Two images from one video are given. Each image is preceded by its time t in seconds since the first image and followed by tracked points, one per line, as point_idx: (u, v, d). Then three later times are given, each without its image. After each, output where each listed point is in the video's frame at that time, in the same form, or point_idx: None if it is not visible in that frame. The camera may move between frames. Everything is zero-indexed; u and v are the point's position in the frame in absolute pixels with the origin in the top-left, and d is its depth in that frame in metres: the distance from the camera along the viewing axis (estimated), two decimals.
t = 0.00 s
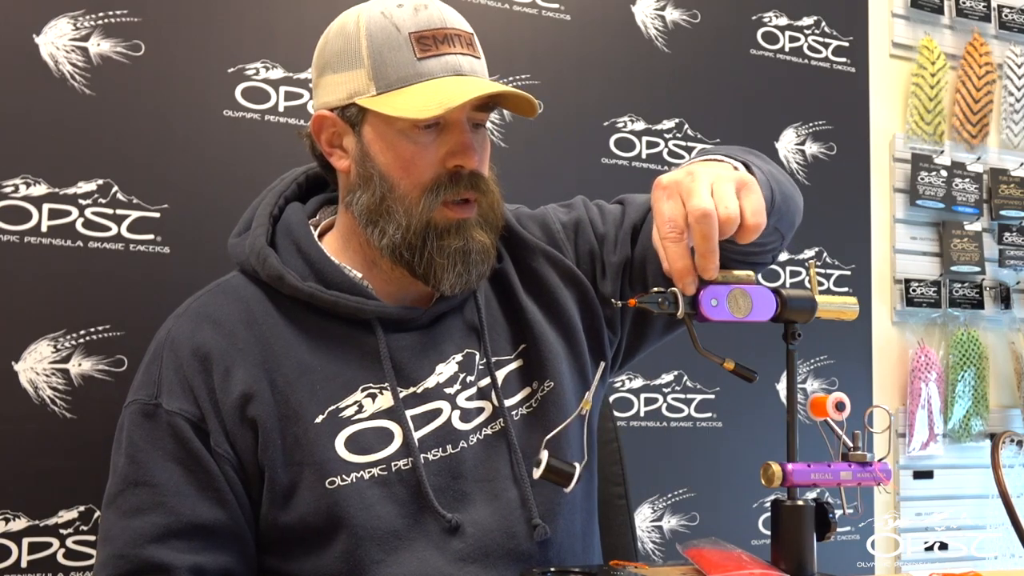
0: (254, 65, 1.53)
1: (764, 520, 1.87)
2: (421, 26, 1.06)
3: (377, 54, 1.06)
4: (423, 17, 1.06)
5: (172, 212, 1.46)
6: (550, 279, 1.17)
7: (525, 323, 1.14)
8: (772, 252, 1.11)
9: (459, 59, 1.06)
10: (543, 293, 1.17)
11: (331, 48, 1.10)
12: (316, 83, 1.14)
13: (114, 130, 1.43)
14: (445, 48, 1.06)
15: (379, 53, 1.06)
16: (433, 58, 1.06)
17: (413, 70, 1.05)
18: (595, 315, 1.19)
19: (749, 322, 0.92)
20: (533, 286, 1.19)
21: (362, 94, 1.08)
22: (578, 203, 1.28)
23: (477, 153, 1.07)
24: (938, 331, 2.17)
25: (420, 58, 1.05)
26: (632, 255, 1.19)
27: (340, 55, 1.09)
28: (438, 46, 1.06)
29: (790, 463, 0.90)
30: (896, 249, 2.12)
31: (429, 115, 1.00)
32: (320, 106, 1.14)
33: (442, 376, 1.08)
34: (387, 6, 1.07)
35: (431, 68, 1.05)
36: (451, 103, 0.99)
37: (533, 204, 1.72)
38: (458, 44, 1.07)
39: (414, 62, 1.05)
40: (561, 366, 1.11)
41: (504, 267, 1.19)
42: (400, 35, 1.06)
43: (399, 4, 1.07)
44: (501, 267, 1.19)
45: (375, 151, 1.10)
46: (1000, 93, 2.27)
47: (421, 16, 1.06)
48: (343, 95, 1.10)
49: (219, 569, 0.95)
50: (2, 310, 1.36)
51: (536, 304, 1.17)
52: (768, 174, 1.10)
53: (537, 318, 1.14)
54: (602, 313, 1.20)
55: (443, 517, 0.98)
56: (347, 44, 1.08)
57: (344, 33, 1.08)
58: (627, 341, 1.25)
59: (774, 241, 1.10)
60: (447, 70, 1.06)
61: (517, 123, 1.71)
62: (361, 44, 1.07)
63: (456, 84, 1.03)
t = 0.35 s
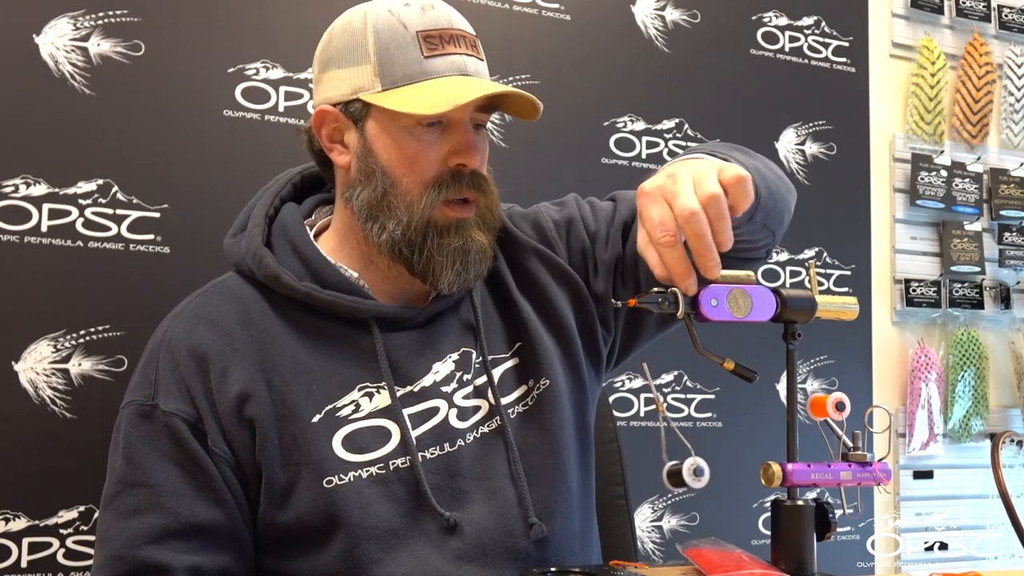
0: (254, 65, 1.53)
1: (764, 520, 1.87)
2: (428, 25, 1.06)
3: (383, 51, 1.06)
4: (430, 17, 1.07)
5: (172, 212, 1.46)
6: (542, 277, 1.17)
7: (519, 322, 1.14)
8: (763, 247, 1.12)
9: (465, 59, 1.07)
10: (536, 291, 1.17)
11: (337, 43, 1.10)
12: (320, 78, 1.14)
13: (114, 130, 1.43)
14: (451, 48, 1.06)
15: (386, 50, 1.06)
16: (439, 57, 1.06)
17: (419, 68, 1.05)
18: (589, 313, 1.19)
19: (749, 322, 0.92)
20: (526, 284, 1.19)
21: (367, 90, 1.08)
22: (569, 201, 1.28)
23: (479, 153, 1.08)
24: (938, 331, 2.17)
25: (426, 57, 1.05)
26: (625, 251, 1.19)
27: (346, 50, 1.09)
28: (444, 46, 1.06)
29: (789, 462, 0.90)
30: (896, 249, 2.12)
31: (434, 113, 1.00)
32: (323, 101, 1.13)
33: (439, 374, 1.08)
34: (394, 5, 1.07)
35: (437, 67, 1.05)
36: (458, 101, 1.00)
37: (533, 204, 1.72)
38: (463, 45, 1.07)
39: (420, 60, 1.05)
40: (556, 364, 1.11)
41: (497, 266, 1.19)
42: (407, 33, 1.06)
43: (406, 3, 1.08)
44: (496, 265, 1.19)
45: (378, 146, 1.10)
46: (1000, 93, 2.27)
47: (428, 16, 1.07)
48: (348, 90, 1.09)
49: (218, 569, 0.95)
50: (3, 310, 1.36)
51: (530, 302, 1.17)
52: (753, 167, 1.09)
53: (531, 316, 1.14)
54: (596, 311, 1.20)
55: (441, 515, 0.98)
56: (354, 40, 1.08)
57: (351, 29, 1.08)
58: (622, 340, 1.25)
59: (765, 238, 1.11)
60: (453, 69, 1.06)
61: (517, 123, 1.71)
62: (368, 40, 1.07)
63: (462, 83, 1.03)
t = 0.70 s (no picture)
0: (254, 65, 1.53)
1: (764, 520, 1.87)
2: (420, 24, 1.06)
3: (375, 51, 1.06)
4: (422, 16, 1.07)
5: (172, 212, 1.46)
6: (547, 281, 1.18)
7: (520, 322, 1.14)
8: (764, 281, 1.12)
9: (457, 58, 1.07)
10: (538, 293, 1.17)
11: (329, 45, 1.10)
12: (313, 80, 1.14)
13: (114, 130, 1.43)
14: (443, 46, 1.06)
15: (378, 50, 1.06)
16: (431, 55, 1.06)
17: (412, 67, 1.05)
18: (589, 318, 1.19)
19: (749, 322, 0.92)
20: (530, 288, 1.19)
21: (361, 90, 1.08)
22: (578, 210, 1.29)
23: (474, 152, 1.08)
24: (938, 331, 2.17)
25: (418, 56, 1.05)
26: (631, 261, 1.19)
27: (339, 52, 1.09)
28: (436, 44, 1.06)
29: (789, 462, 0.90)
30: (896, 249, 2.12)
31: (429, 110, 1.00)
32: (316, 102, 1.13)
33: (435, 374, 1.08)
34: (385, 5, 1.07)
35: (429, 65, 1.05)
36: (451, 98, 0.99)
37: (533, 204, 1.72)
38: (455, 43, 1.08)
39: (413, 59, 1.05)
40: (554, 365, 1.12)
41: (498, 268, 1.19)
42: (399, 33, 1.06)
43: (397, 3, 1.07)
44: (496, 264, 1.19)
45: (373, 145, 1.10)
46: (1000, 93, 2.27)
47: (420, 15, 1.07)
48: (342, 91, 1.10)
49: (214, 569, 0.95)
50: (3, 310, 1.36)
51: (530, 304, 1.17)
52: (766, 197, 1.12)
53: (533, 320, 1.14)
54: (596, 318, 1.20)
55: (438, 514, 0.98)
56: (346, 42, 1.08)
57: (343, 30, 1.08)
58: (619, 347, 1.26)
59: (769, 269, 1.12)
60: (446, 67, 1.06)
61: (517, 123, 1.71)
62: (360, 41, 1.07)
63: (454, 81, 1.03)
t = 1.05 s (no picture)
0: (254, 65, 1.53)
1: (764, 520, 1.87)
2: (421, 20, 1.07)
3: (376, 47, 1.06)
4: (422, 13, 1.07)
5: (172, 212, 1.46)
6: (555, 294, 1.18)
7: (529, 331, 1.14)
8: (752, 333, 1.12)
9: (458, 53, 1.07)
10: (547, 302, 1.18)
11: (330, 43, 1.10)
12: (314, 79, 1.14)
13: (115, 130, 1.43)
14: (443, 42, 1.07)
15: (379, 46, 1.06)
16: (432, 51, 1.06)
17: (412, 63, 1.05)
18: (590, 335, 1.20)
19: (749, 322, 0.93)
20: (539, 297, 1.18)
21: (362, 86, 1.08)
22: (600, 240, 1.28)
23: (475, 146, 1.09)
24: (938, 331, 2.17)
25: (419, 51, 1.05)
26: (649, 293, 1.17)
27: (340, 49, 1.09)
28: (437, 39, 1.07)
29: (789, 462, 0.90)
30: (896, 249, 2.12)
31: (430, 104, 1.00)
32: (318, 100, 1.13)
33: (434, 373, 1.08)
34: (385, 2, 1.07)
35: (430, 60, 1.06)
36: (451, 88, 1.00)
37: (533, 204, 1.72)
38: (456, 39, 1.08)
39: (414, 54, 1.05)
40: (559, 371, 1.12)
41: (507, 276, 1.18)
42: (400, 29, 1.06)
43: None
44: (505, 267, 1.19)
45: (373, 140, 1.10)
46: (1000, 93, 2.27)
47: (421, 12, 1.07)
48: (343, 88, 1.09)
49: (212, 565, 0.95)
50: (3, 310, 1.36)
51: (539, 312, 1.18)
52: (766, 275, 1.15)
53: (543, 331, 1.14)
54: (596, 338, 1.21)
55: (437, 513, 0.98)
56: (347, 38, 1.08)
57: (344, 28, 1.08)
58: (613, 372, 1.27)
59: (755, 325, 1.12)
60: (447, 62, 1.06)
61: (517, 123, 1.71)
62: (361, 38, 1.07)
63: (455, 76, 1.03)
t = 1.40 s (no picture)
0: (254, 65, 1.53)
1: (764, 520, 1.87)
2: (410, 37, 1.09)
3: (367, 64, 1.10)
4: (414, 28, 1.09)
5: (172, 212, 1.46)
6: (580, 344, 1.33)
7: (545, 359, 1.26)
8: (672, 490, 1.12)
9: (442, 69, 1.08)
10: (564, 333, 1.32)
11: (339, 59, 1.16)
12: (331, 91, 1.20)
13: (115, 130, 1.43)
14: (431, 57, 1.08)
15: (368, 63, 1.10)
16: (416, 68, 1.08)
17: (395, 80, 1.08)
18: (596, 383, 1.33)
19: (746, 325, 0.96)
20: (566, 337, 1.32)
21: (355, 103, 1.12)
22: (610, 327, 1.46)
23: (456, 164, 1.09)
24: (938, 331, 2.17)
25: (403, 69, 1.08)
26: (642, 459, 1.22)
27: (343, 65, 1.14)
28: (424, 58, 1.08)
29: (789, 463, 0.91)
30: (896, 249, 2.12)
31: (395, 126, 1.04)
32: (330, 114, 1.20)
33: (440, 381, 1.16)
34: (383, 17, 1.10)
35: (413, 79, 1.08)
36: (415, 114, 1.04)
37: (533, 204, 1.72)
38: (446, 54, 1.09)
39: (397, 72, 1.08)
40: (570, 399, 1.25)
41: (535, 310, 1.31)
42: (389, 45, 1.09)
43: (397, 14, 1.10)
44: (529, 302, 1.31)
45: (363, 155, 1.14)
46: (1000, 93, 2.27)
47: (413, 26, 1.09)
48: (342, 104, 1.14)
49: (168, 542, 1.02)
50: (3, 310, 1.36)
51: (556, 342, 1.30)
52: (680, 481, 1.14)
53: (563, 363, 1.27)
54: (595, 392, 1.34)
55: (428, 519, 1.07)
56: (349, 55, 1.13)
57: (347, 44, 1.13)
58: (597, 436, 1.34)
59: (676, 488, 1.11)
60: (430, 81, 1.07)
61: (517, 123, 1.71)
62: (357, 54, 1.11)
63: (427, 98, 1.05)
